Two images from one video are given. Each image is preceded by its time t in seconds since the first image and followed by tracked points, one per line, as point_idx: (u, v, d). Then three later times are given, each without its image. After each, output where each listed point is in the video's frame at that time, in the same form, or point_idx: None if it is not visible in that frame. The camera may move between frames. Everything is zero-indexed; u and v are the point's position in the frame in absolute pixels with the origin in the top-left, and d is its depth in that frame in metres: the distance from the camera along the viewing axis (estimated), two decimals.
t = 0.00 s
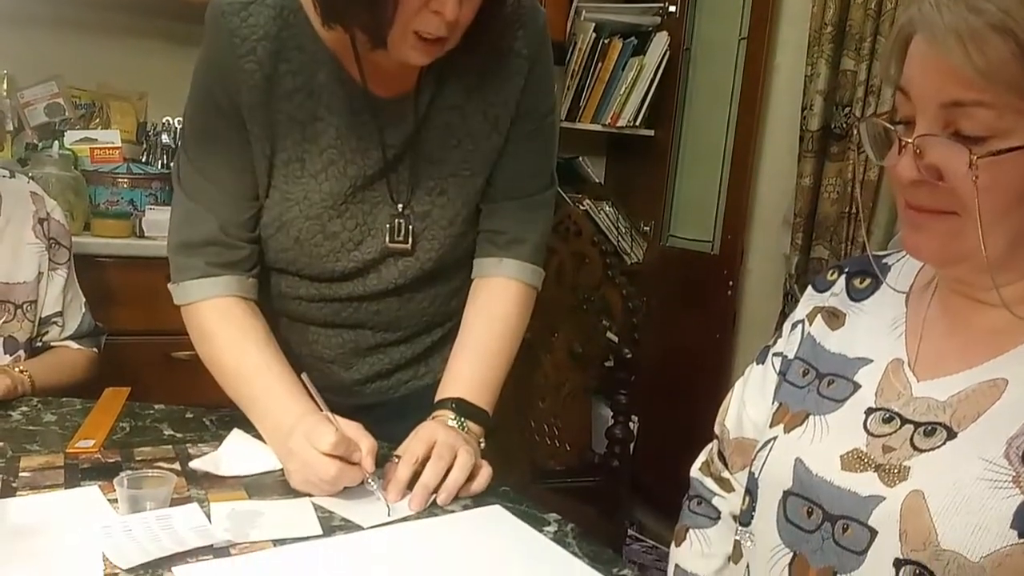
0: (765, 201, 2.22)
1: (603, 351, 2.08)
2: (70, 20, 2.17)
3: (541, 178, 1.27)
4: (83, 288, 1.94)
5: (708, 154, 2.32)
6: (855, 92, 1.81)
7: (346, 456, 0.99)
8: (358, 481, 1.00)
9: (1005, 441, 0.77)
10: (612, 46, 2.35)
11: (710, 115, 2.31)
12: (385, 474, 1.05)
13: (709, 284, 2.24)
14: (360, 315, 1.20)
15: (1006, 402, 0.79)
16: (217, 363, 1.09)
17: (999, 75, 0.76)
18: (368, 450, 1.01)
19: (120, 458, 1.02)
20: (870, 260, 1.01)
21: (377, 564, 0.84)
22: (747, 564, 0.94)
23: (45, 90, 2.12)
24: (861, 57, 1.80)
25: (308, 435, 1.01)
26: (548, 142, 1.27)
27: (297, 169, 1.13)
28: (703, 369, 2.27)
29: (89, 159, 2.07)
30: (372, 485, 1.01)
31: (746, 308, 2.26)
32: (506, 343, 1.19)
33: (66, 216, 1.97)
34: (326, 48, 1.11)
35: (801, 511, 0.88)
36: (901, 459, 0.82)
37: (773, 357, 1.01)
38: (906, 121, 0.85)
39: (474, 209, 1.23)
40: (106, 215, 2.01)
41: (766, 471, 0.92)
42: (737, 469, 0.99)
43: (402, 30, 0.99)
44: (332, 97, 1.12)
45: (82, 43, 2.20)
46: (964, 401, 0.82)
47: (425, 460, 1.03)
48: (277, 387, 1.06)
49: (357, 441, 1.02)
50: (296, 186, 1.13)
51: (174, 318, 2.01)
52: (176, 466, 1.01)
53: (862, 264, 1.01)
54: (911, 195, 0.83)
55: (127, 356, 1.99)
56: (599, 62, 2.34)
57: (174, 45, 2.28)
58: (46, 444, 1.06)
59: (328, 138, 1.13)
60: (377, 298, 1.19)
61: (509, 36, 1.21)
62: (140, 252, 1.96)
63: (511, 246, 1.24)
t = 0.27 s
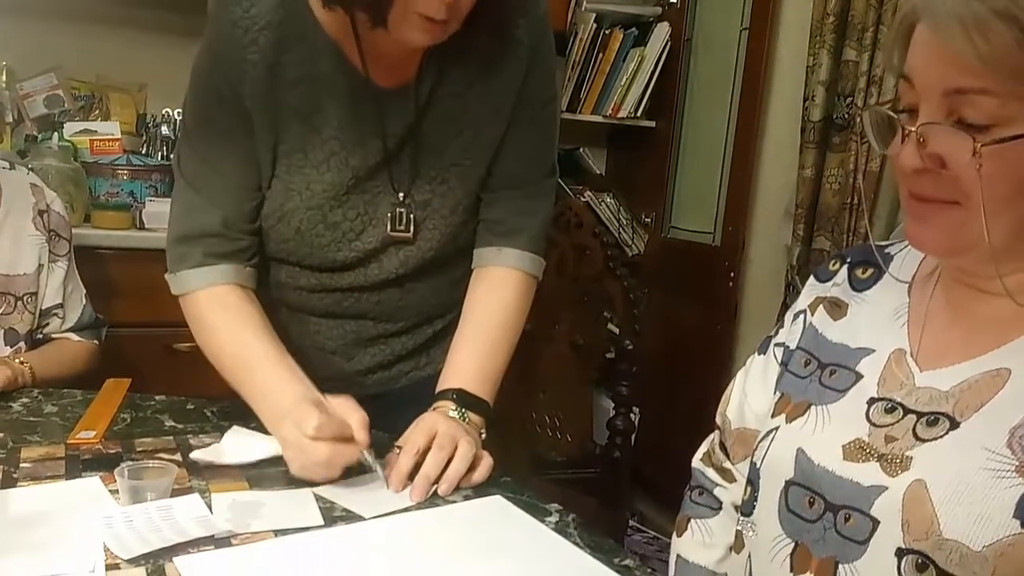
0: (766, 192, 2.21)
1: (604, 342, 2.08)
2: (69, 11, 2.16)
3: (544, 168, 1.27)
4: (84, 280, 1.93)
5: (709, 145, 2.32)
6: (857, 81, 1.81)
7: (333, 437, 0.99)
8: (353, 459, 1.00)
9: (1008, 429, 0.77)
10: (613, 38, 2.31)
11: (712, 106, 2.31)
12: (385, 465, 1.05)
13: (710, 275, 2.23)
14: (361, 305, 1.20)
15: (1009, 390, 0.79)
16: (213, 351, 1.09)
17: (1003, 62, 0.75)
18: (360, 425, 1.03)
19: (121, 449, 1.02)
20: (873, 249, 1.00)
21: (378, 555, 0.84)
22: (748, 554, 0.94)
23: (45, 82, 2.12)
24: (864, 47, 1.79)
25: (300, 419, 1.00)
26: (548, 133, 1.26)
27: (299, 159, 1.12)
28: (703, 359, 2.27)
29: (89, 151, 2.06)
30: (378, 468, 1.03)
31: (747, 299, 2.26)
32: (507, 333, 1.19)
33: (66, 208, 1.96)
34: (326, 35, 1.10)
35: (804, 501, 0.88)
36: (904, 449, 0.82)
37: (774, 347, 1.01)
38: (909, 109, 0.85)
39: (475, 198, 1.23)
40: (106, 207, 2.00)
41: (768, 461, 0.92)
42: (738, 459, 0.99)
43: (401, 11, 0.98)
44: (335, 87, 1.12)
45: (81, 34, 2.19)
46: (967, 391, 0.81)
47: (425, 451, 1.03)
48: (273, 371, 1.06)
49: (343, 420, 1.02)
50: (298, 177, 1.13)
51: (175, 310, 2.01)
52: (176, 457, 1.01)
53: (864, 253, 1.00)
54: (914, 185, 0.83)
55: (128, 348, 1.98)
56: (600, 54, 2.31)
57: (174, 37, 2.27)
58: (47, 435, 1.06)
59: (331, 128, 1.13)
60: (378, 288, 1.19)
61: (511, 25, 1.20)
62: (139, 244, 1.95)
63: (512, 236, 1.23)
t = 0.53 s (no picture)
0: (776, 180, 2.20)
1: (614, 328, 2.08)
2: None
3: (555, 153, 1.27)
4: (93, 268, 1.94)
5: (718, 132, 2.30)
6: (869, 67, 1.79)
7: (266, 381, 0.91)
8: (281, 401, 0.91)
9: None
10: (622, 24, 2.30)
11: (722, 92, 2.29)
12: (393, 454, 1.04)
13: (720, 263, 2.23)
14: (369, 293, 1.19)
15: None
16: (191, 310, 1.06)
17: (1006, 32, 0.74)
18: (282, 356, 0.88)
19: (131, 436, 1.02)
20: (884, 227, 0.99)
21: (383, 542, 0.84)
22: (760, 542, 0.93)
23: (52, 70, 2.11)
24: (876, 32, 1.78)
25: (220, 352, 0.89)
26: (559, 115, 1.26)
27: (310, 144, 1.11)
28: (712, 348, 2.26)
29: (97, 139, 2.06)
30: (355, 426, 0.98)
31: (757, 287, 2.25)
32: (515, 321, 1.19)
33: (75, 196, 1.96)
34: (341, 16, 1.09)
35: (818, 488, 0.87)
36: (921, 436, 0.81)
37: (783, 330, 1.00)
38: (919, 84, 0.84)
39: (485, 185, 1.22)
40: (115, 194, 2.00)
41: (781, 448, 0.92)
42: (748, 444, 0.99)
43: None
44: (348, 72, 1.11)
45: (88, 21, 2.18)
46: (984, 376, 0.81)
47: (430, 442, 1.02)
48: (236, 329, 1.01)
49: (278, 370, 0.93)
50: (309, 162, 1.12)
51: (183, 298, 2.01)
52: (186, 444, 1.01)
53: (876, 232, 0.99)
54: (921, 161, 0.82)
55: (138, 336, 1.99)
56: (609, 39, 2.29)
57: (181, 24, 2.27)
58: (57, 422, 1.06)
59: (342, 113, 1.11)
60: (386, 274, 1.19)
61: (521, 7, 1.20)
62: (148, 232, 1.96)
63: (521, 223, 1.23)
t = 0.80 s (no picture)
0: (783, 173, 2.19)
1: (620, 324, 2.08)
2: None
3: (564, 148, 1.27)
4: (99, 263, 1.94)
5: (725, 127, 2.29)
6: (878, 61, 1.78)
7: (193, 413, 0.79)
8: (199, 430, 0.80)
9: None
10: (628, 17, 2.31)
11: (728, 86, 2.28)
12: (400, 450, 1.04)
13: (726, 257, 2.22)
14: (379, 291, 1.19)
15: None
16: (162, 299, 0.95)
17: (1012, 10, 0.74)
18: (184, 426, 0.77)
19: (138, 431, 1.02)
20: (890, 219, 0.99)
21: (390, 537, 0.84)
22: (768, 537, 0.93)
23: (58, 66, 2.11)
24: (884, 25, 1.77)
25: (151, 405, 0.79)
26: (569, 110, 1.27)
27: (325, 144, 1.10)
28: (718, 342, 2.26)
29: (103, 134, 2.07)
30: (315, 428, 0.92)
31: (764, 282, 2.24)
32: (523, 317, 1.20)
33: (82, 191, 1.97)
34: (351, 14, 1.07)
35: (826, 484, 0.87)
36: (929, 431, 0.81)
37: (789, 323, 1.00)
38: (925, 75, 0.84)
39: (495, 181, 1.22)
40: (121, 189, 2.01)
41: (790, 444, 0.91)
42: (755, 439, 0.98)
43: None
44: (360, 70, 1.09)
45: (94, 16, 2.18)
46: (993, 370, 0.80)
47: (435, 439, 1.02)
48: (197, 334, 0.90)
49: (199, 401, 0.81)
50: (323, 162, 1.11)
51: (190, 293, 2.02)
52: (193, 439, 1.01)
53: (883, 224, 0.99)
54: (927, 149, 0.82)
55: (144, 331, 1.99)
56: (615, 32, 2.30)
57: (187, 20, 2.27)
58: (65, 417, 1.06)
59: (355, 114, 1.11)
60: (397, 272, 1.19)
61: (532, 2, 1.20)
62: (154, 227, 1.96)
63: (530, 218, 1.23)
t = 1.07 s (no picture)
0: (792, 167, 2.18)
1: (628, 319, 2.05)
2: None
3: (575, 142, 1.28)
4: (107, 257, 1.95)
5: (733, 120, 2.28)
6: (887, 54, 1.77)
7: (166, 460, 0.77)
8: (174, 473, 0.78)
9: None
10: (636, 11, 2.27)
11: (737, 79, 2.27)
12: (408, 446, 1.04)
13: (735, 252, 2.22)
14: (391, 288, 1.19)
15: None
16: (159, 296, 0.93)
17: None
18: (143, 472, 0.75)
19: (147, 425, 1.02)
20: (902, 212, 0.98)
21: (398, 532, 0.83)
22: (777, 533, 0.93)
23: (65, 60, 2.11)
24: (894, 18, 1.76)
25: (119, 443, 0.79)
26: (580, 103, 1.27)
27: (338, 142, 1.10)
28: (727, 337, 2.26)
29: (111, 129, 2.06)
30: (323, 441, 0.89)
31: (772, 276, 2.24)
32: (532, 312, 1.20)
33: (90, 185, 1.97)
34: (364, 10, 1.08)
35: (837, 480, 0.87)
36: (941, 428, 0.81)
37: (800, 319, 0.99)
38: (947, 60, 0.84)
39: (507, 176, 1.23)
40: (129, 183, 2.01)
41: (800, 440, 0.91)
42: (765, 435, 0.98)
43: None
44: (372, 67, 1.09)
45: (101, 9, 2.18)
46: (1006, 366, 0.80)
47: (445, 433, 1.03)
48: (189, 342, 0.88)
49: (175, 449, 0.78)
50: (337, 161, 1.10)
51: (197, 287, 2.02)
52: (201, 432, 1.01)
53: (895, 219, 0.98)
54: (944, 134, 0.81)
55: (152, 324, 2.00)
56: (622, 26, 2.27)
57: (195, 14, 2.26)
58: (72, 410, 1.06)
59: (369, 112, 1.10)
60: (410, 268, 1.18)
61: None
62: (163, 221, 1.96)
63: (539, 212, 1.23)
